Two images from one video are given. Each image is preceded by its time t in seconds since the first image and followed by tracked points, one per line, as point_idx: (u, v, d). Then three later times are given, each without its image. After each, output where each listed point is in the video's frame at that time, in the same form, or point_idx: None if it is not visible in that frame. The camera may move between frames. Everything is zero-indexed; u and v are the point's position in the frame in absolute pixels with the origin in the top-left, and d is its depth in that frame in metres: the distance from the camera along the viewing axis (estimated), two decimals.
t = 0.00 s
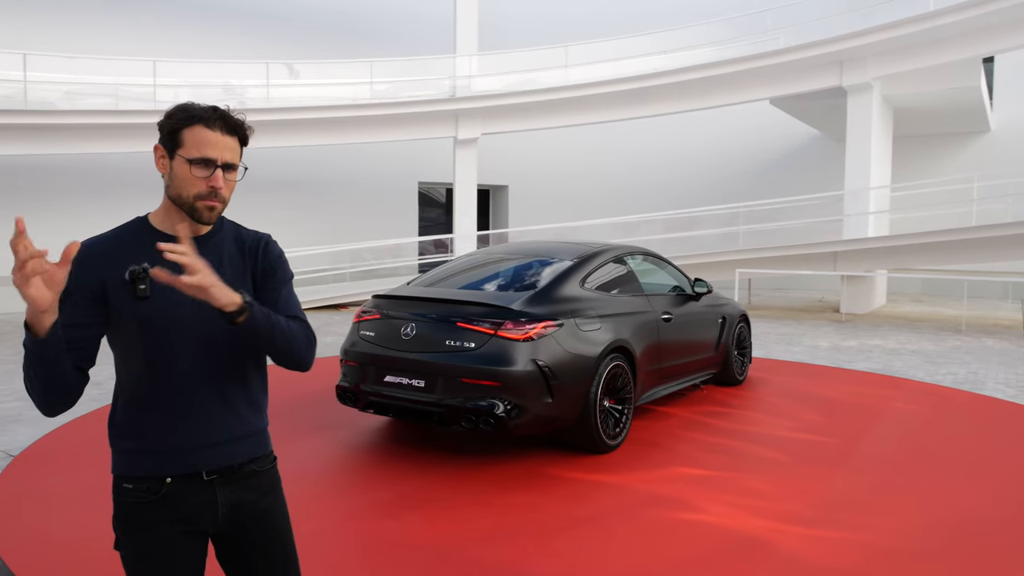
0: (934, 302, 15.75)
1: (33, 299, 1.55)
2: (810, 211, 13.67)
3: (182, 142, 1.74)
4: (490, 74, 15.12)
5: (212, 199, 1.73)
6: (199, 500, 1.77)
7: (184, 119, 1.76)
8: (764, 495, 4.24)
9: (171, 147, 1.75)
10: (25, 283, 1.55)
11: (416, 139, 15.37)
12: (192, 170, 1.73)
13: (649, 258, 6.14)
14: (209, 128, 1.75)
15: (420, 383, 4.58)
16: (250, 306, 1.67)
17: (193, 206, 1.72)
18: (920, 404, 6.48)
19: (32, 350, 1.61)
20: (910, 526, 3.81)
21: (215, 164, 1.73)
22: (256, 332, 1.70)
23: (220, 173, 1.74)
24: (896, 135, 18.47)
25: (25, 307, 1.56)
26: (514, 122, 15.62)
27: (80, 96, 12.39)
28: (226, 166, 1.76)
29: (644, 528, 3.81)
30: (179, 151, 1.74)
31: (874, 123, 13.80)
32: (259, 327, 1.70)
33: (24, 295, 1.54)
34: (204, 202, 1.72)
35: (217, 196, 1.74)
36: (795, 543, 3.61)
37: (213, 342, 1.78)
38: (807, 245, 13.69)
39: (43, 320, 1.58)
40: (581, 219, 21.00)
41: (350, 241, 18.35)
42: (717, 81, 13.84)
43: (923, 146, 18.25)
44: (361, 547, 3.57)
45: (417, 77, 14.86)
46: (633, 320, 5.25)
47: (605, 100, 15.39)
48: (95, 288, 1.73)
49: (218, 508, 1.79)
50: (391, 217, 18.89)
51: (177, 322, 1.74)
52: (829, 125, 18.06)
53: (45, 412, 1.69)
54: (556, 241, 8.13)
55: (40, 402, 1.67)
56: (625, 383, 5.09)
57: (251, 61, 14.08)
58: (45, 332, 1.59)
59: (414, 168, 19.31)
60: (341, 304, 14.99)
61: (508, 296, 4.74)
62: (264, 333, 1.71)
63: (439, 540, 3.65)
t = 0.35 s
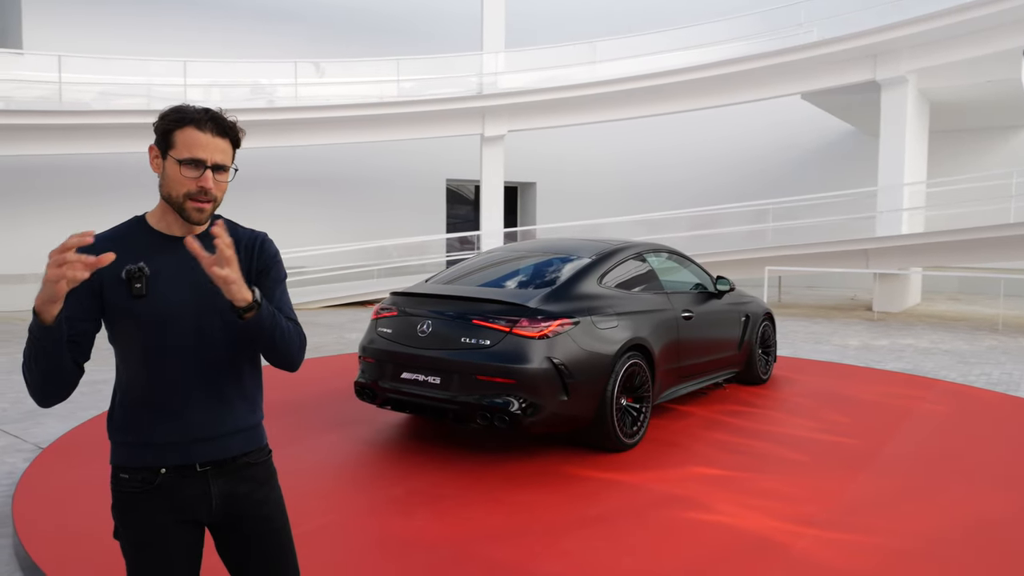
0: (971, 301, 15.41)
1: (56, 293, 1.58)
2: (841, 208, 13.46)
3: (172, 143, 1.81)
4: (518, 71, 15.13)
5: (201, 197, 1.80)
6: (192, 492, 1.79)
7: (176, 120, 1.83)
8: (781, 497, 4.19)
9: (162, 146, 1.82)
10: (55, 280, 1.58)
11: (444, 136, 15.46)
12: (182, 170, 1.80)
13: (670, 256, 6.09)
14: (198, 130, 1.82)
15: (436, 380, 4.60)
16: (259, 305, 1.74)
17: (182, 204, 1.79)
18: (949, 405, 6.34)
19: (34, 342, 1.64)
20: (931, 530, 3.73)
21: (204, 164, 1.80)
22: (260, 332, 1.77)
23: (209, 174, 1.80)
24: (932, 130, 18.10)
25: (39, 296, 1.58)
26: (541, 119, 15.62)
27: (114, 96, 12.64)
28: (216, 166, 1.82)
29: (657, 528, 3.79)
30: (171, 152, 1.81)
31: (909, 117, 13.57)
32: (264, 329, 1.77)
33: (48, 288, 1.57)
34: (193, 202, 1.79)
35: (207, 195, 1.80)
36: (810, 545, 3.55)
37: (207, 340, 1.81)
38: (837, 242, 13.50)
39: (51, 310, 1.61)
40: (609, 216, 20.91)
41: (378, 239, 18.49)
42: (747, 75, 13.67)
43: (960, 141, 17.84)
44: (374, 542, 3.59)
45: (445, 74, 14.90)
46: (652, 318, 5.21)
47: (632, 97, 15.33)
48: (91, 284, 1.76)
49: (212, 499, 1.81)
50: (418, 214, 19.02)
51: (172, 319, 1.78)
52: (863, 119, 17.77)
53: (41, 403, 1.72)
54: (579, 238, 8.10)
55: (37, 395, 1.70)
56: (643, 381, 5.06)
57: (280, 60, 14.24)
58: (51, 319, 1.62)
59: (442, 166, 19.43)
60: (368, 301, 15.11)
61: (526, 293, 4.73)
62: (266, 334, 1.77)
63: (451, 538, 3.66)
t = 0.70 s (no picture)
0: (1010, 293, 15.06)
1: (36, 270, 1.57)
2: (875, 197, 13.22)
3: (185, 137, 1.84)
4: (546, 60, 15.06)
5: (205, 193, 1.82)
6: (202, 475, 1.83)
7: (191, 115, 1.85)
8: (803, 490, 4.14)
9: (176, 139, 1.85)
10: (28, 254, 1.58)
11: (472, 126, 15.47)
12: (190, 165, 1.82)
13: (696, 246, 6.02)
14: (210, 127, 1.84)
15: (456, 369, 4.62)
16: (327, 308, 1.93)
17: (187, 197, 1.81)
18: (981, 399, 6.21)
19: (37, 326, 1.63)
20: (957, 526, 3.66)
21: (212, 161, 1.83)
22: (304, 328, 1.93)
23: (216, 171, 1.83)
24: (972, 117, 17.66)
25: (30, 281, 1.58)
26: (569, 108, 15.57)
27: (146, 88, 12.82)
28: (223, 164, 1.85)
29: (675, 519, 3.77)
30: (182, 145, 1.84)
31: (946, 103, 13.28)
32: (310, 326, 1.93)
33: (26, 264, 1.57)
34: (197, 195, 1.81)
35: (211, 191, 1.83)
36: (830, 540, 3.51)
37: (219, 328, 1.86)
38: (870, 232, 13.26)
39: (44, 293, 1.60)
40: (637, 206, 20.78)
41: (407, 228, 18.59)
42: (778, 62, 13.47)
43: (1001, 128, 17.37)
44: (392, 529, 3.63)
45: (473, 64, 14.89)
46: (675, 308, 5.17)
47: (661, 85, 15.18)
48: (102, 271, 1.78)
49: (221, 482, 1.85)
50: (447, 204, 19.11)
51: (185, 307, 1.81)
52: (899, 106, 17.40)
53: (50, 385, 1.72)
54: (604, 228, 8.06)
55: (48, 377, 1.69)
56: (665, 372, 5.03)
57: (309, 51, 14.32)
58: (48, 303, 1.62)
59: (470, 155, 19.45)
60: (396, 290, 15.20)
61: (546, 283, 4.72)
62: (313, 334, 1.93)
63: (469, 525, 3.69)
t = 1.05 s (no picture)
0: None
1: (79, 290, 1.62)
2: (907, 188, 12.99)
3: (199, 132, 1.84)
4: (570, 49, 14.98)
5: (219, 187, 1.83)
6: (215, 463, 1.85)
7: (205, 110, 1.86)
8: (827, 485, 4.08)
9: (191, 133, 1.85)
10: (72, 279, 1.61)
11: (497, 116, 15.43)
12: (204, 159, 1.83)
13: (721, 237, 5.95)
14: (225, 122, 1.85)
15: (476, 361, 4.62)
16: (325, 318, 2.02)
17: (202, 191, 1.83)
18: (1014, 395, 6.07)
19: (72, 334, 1.66)
20: (983, 525, 3.58)
21: (225, 156, 1.83)
22: (299, 335, 2.02)
23: (230, 165, 1.84)
24: (1009, 105, 17.24)
25: (70, 301, 1.63)
26: (594, 98, 15.49)
27: (176, 80, 12.98)
28: (237, 159, 1.86)
29: (695, 514, 3.74)
30: (197, 140, 1.84)
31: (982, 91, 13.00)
32: (307, 339, 2.03)
33: (68, 285, 1.61)
34: (212, 189, 1.83)
35: (225, 186, 1.84)
36: (852, 536, 3.46)
37: (233, 322, 1.89)
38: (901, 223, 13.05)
39: (83, 308, 1.65)
40: (663, 197, 20.63)
41: (432, 219, 18.64)
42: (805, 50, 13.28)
43: None
44: (410, 519, 3.65)
45: (498, 54, 14.85)
46: (698, 301, 5.12)
47: (687, 74, 15.03)
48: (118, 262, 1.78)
49: (233, 469, 1.87)
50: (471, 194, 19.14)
51: (201, 300, 1.84)
52: (933, 95, 17.06)
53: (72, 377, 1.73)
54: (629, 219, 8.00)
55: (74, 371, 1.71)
56: (687, 365, 4.99)
57: (334, 42, 14.38)
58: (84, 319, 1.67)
59: (495, 146, 19.45)
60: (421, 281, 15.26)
61: (568, 275, 4.69)
62: (312, 345, 2.02)
63: (486, 517, 3.70)
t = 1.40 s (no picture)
0: None
1: (202, 310, 1.60)
2: (930, 184, 12.85)
3: (199, 120, 1.86)
4: (589, 45, 14.89)
5: (223, 171, 1.84)
6: (229, 455, 1.86)
7: (205, 98, 1.87)
8: (845, 484, 4.04)
9: (193, 124, 1.87)
10: (204, 301, 1.60)
11: (515, 112, 15.41)
12: (206, 145, 1.84)
13: (740, 234, 5.89)
14: (223, 107, 1.86)
15: (492, 357, 4.62)
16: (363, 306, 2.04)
17: (206, 178, 1.83)
18: None
19: (149, 335, 1.63)
20: (1004, 525, 3.53)
21: (226, 140, 1.84)
22: (343, 320, 2.03)
23: (231, 150, 1.85)
24: None
25: (193, 312, 1.61)
26: (613, 94, 15.43)
27: (197, 77, 13.09)
28: (238, 143, 1.86)
29: (712, 512, 3.71)
30: (199, 127, 1.86)
31: (1008, 86, 12.84)
32: (348, 318, 2.03)
33: (198, 305, 1.60)
34: (216, 175, 1.83)
35: (228, 170, 1.84)
36: (869, 536, 3.42)
37: (249, 318, 1.89)
38: (925, 220, 12.88)
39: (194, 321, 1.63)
40: (682, 193, 20.51)
41: (450, 215, 18.66)
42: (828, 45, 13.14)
43: None
44: (425, 515, 3.66)
45: (517, 50, 14.83)
46: (715, 298, 5.08)
47: (708, 69, 14.93)
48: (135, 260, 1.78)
49: (248, 461, 1.88)
50: (489, 191, 19.16)
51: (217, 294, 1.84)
52: (958, 90, 16.82)
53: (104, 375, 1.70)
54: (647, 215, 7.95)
55: (110, 370, 1.68)
56: (704, 363, 4.96)
57: (353, 39, 14.42)
58: (183, 324, 1.63)
59: (514, 142, 19.43)
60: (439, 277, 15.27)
61: (584, 272, 4.67)
62: (351, 329, 2.03)
63: (501, 513, 3.69)
